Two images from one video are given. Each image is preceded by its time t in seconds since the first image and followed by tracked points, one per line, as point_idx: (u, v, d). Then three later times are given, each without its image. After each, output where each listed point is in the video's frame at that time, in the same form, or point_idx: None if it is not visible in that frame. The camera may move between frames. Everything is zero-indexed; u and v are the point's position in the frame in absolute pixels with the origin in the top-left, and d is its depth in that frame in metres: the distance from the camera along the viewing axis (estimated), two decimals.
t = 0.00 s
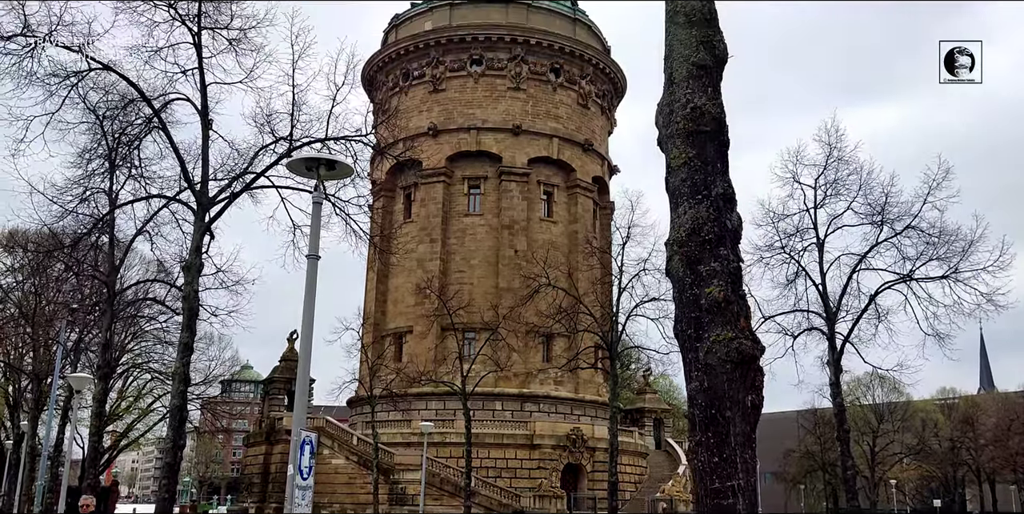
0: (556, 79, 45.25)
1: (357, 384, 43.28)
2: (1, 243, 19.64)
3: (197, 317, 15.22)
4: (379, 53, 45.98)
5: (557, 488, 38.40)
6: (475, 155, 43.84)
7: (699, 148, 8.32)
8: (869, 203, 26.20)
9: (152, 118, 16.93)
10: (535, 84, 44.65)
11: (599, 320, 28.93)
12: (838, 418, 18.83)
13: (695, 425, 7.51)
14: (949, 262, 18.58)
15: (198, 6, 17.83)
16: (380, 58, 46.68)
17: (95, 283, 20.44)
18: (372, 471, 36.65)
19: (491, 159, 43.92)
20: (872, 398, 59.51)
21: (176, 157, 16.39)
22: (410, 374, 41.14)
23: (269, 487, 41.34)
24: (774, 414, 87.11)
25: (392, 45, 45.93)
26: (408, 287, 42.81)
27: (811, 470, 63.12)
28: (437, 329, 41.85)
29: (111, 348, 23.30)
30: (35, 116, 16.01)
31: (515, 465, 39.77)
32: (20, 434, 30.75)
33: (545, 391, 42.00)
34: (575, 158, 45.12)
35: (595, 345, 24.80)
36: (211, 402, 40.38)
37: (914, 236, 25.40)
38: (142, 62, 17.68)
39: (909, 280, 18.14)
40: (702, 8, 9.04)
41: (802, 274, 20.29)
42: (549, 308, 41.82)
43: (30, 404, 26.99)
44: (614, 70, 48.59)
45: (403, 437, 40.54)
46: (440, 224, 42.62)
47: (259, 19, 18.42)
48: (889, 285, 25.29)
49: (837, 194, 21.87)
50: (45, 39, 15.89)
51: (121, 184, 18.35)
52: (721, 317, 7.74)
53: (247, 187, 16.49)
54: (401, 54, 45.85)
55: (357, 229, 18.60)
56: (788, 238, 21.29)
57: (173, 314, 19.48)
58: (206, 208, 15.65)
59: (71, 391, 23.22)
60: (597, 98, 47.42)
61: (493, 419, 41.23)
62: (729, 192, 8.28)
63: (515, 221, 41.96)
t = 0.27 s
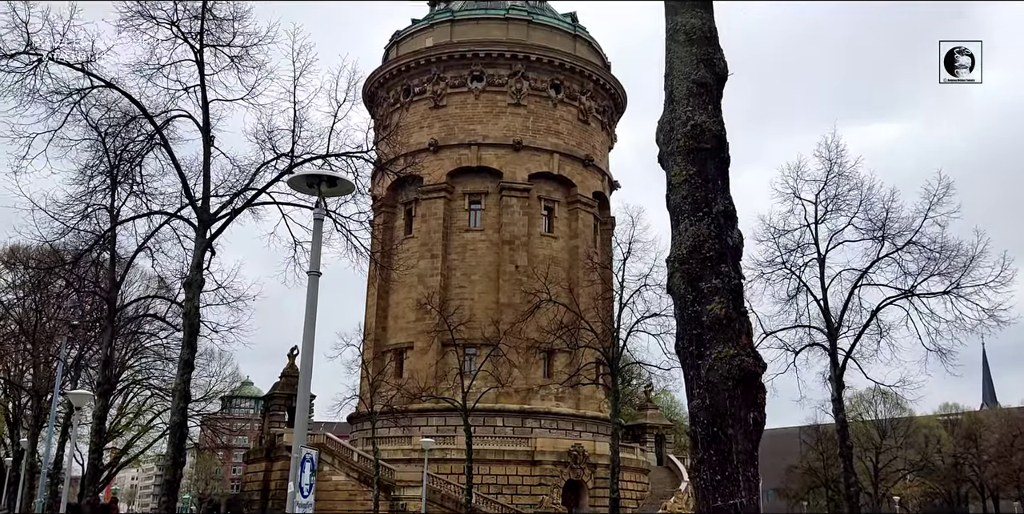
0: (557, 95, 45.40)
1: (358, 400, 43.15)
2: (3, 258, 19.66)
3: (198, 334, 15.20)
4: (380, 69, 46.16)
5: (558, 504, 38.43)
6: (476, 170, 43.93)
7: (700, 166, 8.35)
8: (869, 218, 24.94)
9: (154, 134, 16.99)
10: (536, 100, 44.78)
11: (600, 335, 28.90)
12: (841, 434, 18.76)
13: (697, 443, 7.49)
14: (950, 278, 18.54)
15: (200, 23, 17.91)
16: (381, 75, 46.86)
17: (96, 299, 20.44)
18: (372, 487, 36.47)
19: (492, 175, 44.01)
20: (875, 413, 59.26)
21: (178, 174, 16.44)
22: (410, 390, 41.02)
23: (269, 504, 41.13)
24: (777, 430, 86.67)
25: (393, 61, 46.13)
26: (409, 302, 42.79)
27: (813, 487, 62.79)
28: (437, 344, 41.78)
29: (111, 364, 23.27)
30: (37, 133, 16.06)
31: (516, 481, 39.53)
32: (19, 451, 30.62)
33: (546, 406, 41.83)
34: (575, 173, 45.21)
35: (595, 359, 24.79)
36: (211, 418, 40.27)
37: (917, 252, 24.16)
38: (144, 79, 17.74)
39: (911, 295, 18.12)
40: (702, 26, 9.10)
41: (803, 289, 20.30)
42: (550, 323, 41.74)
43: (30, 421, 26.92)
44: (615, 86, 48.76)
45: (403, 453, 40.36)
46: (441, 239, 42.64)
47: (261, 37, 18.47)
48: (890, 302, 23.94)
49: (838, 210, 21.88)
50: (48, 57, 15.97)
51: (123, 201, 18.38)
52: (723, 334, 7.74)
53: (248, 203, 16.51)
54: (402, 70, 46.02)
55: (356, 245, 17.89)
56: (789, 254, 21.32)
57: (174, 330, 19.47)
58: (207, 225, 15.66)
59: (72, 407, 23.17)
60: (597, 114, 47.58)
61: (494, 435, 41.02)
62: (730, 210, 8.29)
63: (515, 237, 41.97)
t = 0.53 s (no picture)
0: (557, 109, 45.55)
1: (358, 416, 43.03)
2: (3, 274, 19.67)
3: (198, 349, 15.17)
4: (380, 84, 46.32)
5: None
6: (476, 185, 44.00)
7: (699, 181, 8.38)
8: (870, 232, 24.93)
9: (155, 150, 17.03)
10: (536, 115, 44.92)
11: (601, 349, 28.86)
12: (843, 449, 18.68)
13: (698, 458, 7.47)
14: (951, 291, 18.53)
15: (201, 40, 17.99)
16: (381, 90, 47.02)
17: (96, 314, 20.44)
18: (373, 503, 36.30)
19: (492, 189, 44.07)
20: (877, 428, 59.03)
21: (178, 189, 16.47)
22: (410, 405, 40.90)
23: None
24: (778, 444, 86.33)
25: (393, 76, 46.29)
26: (409, 317, 42.75)
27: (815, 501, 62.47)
28: (438, 359, 41.70)
29: (111, 380, 23.23)
30: (38, 149, 16.10)
31: (517, 496, 39.30)
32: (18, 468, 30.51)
33: (547, 421, 41.70)
34: (575, 187, 45.29)
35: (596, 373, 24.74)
36: (211, 433, 40.16)
37: (917, 266, 24.01)
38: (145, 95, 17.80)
39: (912, 309, 18.10)
40: (701, 42, 9.15)
41: (803, 303, 20.29)
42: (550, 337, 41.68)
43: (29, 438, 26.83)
44: (614, 100, 48.92)
45: (404, 468, 40.19)
46: (441, 254, 42.65)
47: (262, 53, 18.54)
48: (892, 315, 23.77)
49: (838, 223, 21.89)
50: (49, 73, 16.04)
51: (123, 216, 18.40)
52: (724, 350, 7.74)
53: (248, 218, 16.53)
54: (402, 86, 46.17)
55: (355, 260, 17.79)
56: (789, 267, 21.33)
57: (174, 345, 19.44)
58: (207, 240, 15.67)
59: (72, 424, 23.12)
60: (597, 129, 47.72)
61: (495, 450, 40.82)
62: (729, 225, 8.34)
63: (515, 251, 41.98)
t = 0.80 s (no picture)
0: (557, 122, 45.69)
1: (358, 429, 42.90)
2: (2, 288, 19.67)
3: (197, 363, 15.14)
4: (380, 98, 46.46)
5: None
6: (476, 198, 44.04)
7: (698, 194, 8.40)
8: (869, 244, 25.49)
9: (155, 164, 17.08)
10: (535, 128, 45.05)
11: (602, 362, 28.80)
12: (844, 463, 18.62)
13: (699, 471, 7.45)
14: (951, 303, 18.52)
15: (201, 54, 18.06)
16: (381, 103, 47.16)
17: (95, 329, 20.41)
18: None
19: (492, 202, 44.11)
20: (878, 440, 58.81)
21: (178, 203, 16.50)
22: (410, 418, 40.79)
23: None
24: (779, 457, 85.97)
25: (393, 90, 46.45)
26: (409, 330, 42.70)
27: None
28: (438, 372, 41.62)
29: (110, 394, 23.17)
30: (38, 164, 16.14)
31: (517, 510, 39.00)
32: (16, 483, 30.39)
33: (547, 434, 41.57)
34: (575, 200, 45.37)
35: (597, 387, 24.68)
36: (210, 447, 40.04)
37: (915, 277, 24.55)
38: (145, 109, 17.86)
39: (912, 321, 18.10)
40: (699, 55, 9.20)
41: (804, 315, 20.28)
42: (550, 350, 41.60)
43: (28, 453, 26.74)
44: (614, 113, 49.05)
45: (404, 481, 40.00)
46: (441, 267, 42.65)
47: (261, 67, 18.59)
48: (892, 327, 24.28)
49: (837, 235, 21.92)
50: (50, 88, 16.10)
51: (123, 230, 18.42)
52: (723, 363, 7.75)
53: (248, 231, 16.55)
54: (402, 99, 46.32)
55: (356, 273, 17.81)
56: (790, 279, 21.36)
57: (173, 360, 19.41)
58: (207, 253, 15.69)
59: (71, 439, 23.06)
60: (596, 141, 47.86)
61: (495, 463, 40.63)
62: (728, 237, 8.37)
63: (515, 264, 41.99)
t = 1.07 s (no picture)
0: (556, 134, 45.75)
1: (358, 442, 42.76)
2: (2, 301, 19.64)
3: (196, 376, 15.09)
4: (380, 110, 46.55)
5: None
6: (476, 209, 44.05)
7: (697, 206, 8.41)
8: (868, 254, 24.65)
9: (154, 177, 17.09)
10: (535, 139, 45.12)
11: (602, 373, 28.73)
12: (845, 474, 18.54)
13: (699, 483, 7.43)
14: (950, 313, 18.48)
15: (200, 67, 18.10)
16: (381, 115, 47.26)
17: (94, 342, 20.37)
18: None
19: (492, 213, 44.13)
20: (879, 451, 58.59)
21: (177, 216, 16.50)
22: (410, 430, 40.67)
23: None
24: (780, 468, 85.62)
25: (392, 102, 46.54)
26: (409, 342, 42.64)
27: None
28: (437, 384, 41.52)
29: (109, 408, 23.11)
30: (38, 177, 16.14)
31: None
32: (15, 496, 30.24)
33: (548, 446, 41.44)
34: (575, 211, 45.39)
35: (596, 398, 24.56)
36: (210, 460, 39.91)
37: (917, 288, 23.83)
38: (145, 122, 17.88)
39: (912, 331, 18.04)
40: (698, 66, 9.22)
41: (803, 326, 20.23)
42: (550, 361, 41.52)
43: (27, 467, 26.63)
44: (613, 124, 49.14)
45: (404, 494, 39.81)
46: (441, 278, 42.63)
47: (261, 79, 18.60)
48: (891, 338, 23.59)
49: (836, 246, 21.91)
50: (49, 101, 16.12)
51: (122, 243, 18.41)
52: (723, 374, 7.75)
53: (248, 244, 16.55)
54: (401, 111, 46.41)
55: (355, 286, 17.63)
56: (789, 290, 21.33)
57: (172, 373, 19.36)
58: (206, 265, 15.68)
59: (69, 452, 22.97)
60: (595, 153, 47.92)
61: (495, 475, 40.43)
62: (728, 248, 8.38)
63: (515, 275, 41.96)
